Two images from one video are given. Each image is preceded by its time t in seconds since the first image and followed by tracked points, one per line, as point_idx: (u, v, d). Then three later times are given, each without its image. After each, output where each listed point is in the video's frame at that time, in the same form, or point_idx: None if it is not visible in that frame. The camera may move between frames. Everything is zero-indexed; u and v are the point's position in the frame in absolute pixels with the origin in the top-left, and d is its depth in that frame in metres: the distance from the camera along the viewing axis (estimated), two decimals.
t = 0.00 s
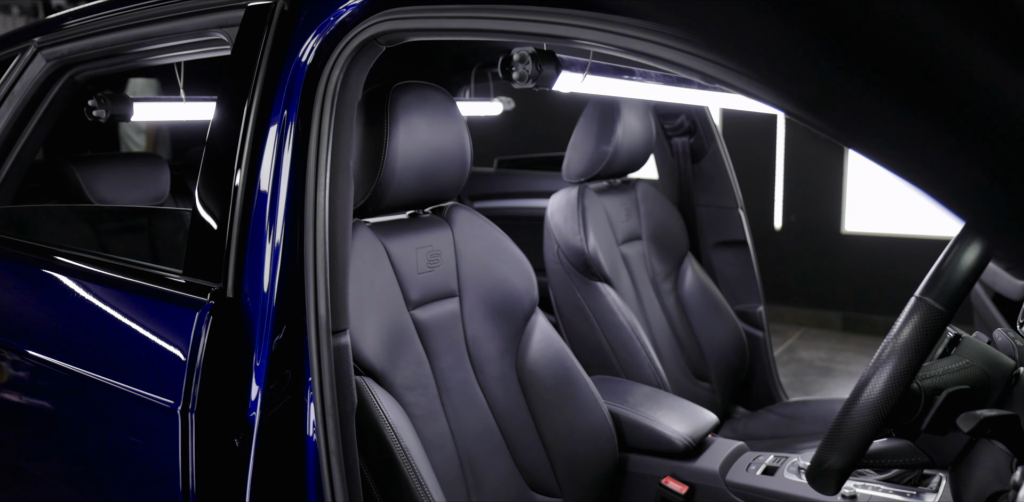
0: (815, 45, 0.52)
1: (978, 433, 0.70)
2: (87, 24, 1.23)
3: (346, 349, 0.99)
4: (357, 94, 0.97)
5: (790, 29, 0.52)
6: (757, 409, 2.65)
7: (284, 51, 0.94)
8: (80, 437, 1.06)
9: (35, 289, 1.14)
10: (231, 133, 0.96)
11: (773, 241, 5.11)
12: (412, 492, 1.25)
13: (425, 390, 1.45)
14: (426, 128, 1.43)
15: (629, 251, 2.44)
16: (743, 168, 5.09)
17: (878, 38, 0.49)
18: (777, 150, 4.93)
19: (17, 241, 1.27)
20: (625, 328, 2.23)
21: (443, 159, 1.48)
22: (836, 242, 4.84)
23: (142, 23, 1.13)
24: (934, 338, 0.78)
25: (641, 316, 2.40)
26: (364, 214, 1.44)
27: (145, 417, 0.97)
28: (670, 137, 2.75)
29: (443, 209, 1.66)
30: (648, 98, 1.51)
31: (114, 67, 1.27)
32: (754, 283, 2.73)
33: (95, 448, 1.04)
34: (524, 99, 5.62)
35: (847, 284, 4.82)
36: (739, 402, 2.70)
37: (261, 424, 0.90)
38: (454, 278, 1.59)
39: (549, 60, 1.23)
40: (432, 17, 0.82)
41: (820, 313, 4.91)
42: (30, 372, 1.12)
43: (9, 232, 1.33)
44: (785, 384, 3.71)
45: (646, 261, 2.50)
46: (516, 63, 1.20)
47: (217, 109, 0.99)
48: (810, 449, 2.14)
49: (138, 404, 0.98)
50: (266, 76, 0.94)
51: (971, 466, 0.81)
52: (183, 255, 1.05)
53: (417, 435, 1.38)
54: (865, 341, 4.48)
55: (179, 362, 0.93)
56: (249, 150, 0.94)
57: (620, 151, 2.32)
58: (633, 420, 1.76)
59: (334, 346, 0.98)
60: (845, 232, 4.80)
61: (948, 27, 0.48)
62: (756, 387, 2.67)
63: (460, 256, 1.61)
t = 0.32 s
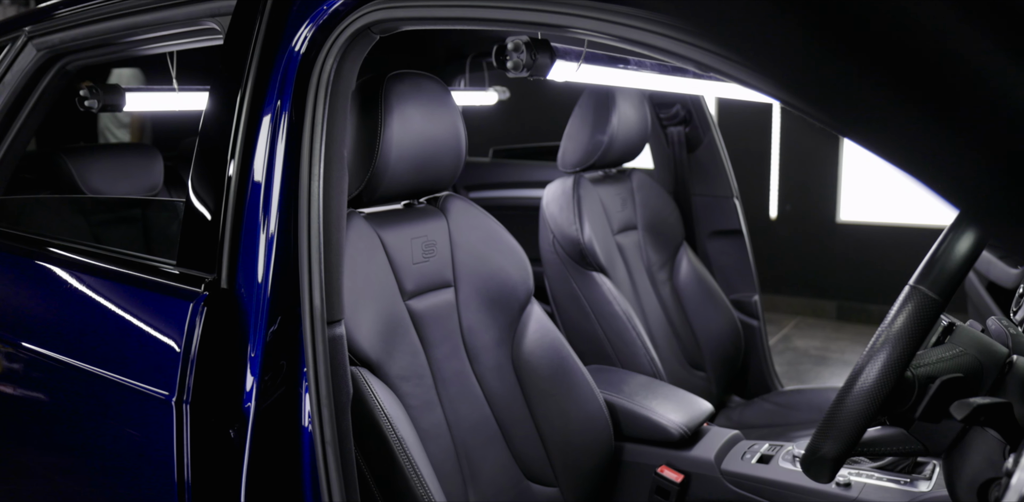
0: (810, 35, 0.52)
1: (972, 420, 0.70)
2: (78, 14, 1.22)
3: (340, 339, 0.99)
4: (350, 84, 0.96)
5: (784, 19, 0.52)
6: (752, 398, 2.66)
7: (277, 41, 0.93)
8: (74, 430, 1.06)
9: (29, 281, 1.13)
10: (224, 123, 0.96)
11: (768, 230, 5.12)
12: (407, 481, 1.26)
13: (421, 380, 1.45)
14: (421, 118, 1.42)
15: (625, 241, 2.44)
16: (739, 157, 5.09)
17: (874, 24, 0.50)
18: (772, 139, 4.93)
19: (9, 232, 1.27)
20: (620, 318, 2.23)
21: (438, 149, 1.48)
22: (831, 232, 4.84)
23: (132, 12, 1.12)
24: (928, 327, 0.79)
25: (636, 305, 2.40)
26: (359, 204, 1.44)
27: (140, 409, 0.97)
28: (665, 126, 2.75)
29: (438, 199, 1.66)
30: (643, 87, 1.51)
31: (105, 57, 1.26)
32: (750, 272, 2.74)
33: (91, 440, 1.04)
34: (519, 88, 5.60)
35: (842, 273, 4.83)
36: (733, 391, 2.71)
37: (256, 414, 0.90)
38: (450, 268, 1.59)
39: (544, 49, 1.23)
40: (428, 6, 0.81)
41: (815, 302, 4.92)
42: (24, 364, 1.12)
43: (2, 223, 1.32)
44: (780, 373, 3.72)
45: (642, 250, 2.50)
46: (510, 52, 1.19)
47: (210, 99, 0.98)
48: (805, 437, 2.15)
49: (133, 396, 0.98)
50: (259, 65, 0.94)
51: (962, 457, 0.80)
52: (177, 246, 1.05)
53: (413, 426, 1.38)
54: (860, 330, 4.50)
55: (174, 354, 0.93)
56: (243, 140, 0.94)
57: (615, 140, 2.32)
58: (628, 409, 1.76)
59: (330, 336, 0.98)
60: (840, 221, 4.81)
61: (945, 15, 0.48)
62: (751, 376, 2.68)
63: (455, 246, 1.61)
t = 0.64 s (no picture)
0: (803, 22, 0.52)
1: (963, 407, 0.70)
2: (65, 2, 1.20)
3: (335, 329, 0.98)
4: (342, 73, 0.95)
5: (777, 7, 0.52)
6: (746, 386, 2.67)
7: (268, 29, 0.93)
8: (68, 421, 1.06)
9: (21, 272, 1.12)
10: (215, 112, 0.95)
11: (762, 218, 5.13)
12: (402, 470, 1.26)
13: (415, 370, 1.45)
14: (414, 108, 1.42)
15: (619, 230, 2.44)
16: (733, 146, 5.09)
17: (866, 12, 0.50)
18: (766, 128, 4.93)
19: None
20: (614, 307, 2.23)
21: (432, 138, 1.47)
22: (825, 220, 4.85)
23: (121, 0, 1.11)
24: (921, 314, 0.79)
25: (630, 294, 2.40)
26: (352, 194, 1.43)
27: (133, 399, 0.97)
28: (659, 114, 2.75)
29: (432, 189, 1.65)
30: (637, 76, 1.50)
31: (94, 45, 1.25)
32: (743, 260, 2.74)
33: (84, 431, 1.04)
34: (513, 77, 5.59)
35: (835, 261, 4.85)
36: (727, 379, 2.72)
37: (249, 405, 0.90)
38: (444, 258, 1.58)
39: (537, 37, 1.22)
40: None
41: (809, 290, 4.94)
42: (17, 356, 1.11)
43: None
44: (774, 361, 3.74)
45: (636, 239, 2.49)
46: (503, 41, 1.18)
47: (200, 88, 0.97)
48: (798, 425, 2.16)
49: (126, 387, 0.97)
50: (250, 54, 0.93)
51: (954, 441, 0.80)
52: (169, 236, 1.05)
53: (407, 415, 1.38)
54: (853, 318, 4.52)
55: (166, 344, 0.93)
56: (234, 129, 0.93)
57: (609, 129, 2.31)
58: (623, 397, 1.77)
59: (323, 326, 0.97)
60: (834, 210, 4.82)
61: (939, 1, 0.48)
62: (745, 364, 2.69)
63: (449, 235, 1.60)
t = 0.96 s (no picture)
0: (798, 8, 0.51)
1: (953, 393, 0.71)
2: None
3: (326, 318, 0.97)
4: (334, 61, 0.94)
5: None
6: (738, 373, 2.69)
7: (258, 17, 0.92)
8: (59, 412, 1.05)
9: (10, 263, 1.12)
10: (205, 100, 0.95)
11: (754, 207, 5.13)
12: (395, 458, 1.27)
13: (408, 359, 1.45)
14: (406, 96, 1.41)
15: (612, 218, 2.44)
16: (725, 134, 5.09)
17: None
18: (759, 116, 4.93)
19: None
20: (607, 296, 2.24)
21: (423, 127, 1.47)
22: (817, 208, 4.86)
23: None
24: (912, 302, 0.79)
25: (623, 283, 2.40)
26: (344, 183, 1.42)
27: (125, 390, 0.96)
28: (651, 102, 2.74)
29: (424, 178, 1.65)
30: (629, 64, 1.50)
31: (82, 33, 1.23)
32: (736, 248, 2.75)
33: (76, 422, 1.03)
34: (506, 65, 5.57)
35: (827, 249, 4.86)
36: (720, 367, 2.73)
37: (241, 395, 0.90)
38: (436, 247, 1.58)
39: (530, 24, 1.22)
40: None
41: (801, 278, 4.96)
42: (8, 347, 1.11)
43: None
44: (766, 348, 3.75)
45: (628, 228, 2.49)
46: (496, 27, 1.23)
47: (190, 76, 0.97)
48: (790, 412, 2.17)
49: (117, 377, 0.97)
50: (240, 42, 0.92)
51: (945, 427, 0.80)
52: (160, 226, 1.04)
53: (400, 405, 1.37)
54: (844, 306, 4.54)
55: (157, 334, 0.92)
56: (225, 118, 0.93)
57: (602, 117, 2.30)
58: (616, 386, 1.77)
59: (316, 316, 0.96)
60: (826, 197, 4.83)
61: None
62: (737, 351, 2.70)
63: (442, 224, 1.60)
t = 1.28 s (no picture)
0: None
1: (945, 380, 0.71)
2: None
3: (318, 309, 0.96)
4: (324, 49, 0.93)
5: None
6: (731, 361, 2.70)
7: (248, 5, 0.92)
8: (50, 402, 1.04)
9: None
10: (195, 88, 0.94)
11: (746, 194, 5.14)
12: (389, 447, 1.27)
13: (401, 348, 1.44)
14: (397, 84, 1.40)
15: (604, 207, 2.43)
16: (717, 121, 5.09)
17: None
18: (750, 103, 4.93)
19: None
20: (600, 284, 2.24)
21: (415, 115, 1.46)
22: (808, 195, 4.87)
23: None
24: (904, 289, 0.79)
25: (616, 271, 2.40)
26: (335, 172, 1.41)
27: (116, 381, 0.96)
28: (644, 90, 2.73)
29: (416, 166, 1.64)
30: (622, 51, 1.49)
31: (68, 21, 1.22)
32: (728, 236, 2.75)
33: (67, 412, 1.03)
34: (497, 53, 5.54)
35: (819, 236, 4.88)
36: (712, 355, 2.74)
37: (234, 385, 0.90)
38: (429, 235, 1.57)
39: (522, 12, 1.30)
40: None
41: (792, 266, 4.98)
42: None
43: None
44: (758, 336, 3.77)
45: (621, 216, 2.49)
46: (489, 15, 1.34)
47: (178, 64, 0.95)
48: (782, 399, 2.18)
49: (108, 368, 0.96)
50: (229, 30, 0.92)
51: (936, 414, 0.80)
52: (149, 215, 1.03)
53: (393, 394, 1.37)
54: (836, 294, 4.56)
55: (148, 324, 0.92)
56: (214, 106, 0.92)
57: (594, 105, 2.29)
58: (608, 374, 1.78)
59: (307, 306, 0.95)
60: (818, 185, 4.84)
61: None
62: (730, 339, 2.71)
63: (434, 212, 1.59)
